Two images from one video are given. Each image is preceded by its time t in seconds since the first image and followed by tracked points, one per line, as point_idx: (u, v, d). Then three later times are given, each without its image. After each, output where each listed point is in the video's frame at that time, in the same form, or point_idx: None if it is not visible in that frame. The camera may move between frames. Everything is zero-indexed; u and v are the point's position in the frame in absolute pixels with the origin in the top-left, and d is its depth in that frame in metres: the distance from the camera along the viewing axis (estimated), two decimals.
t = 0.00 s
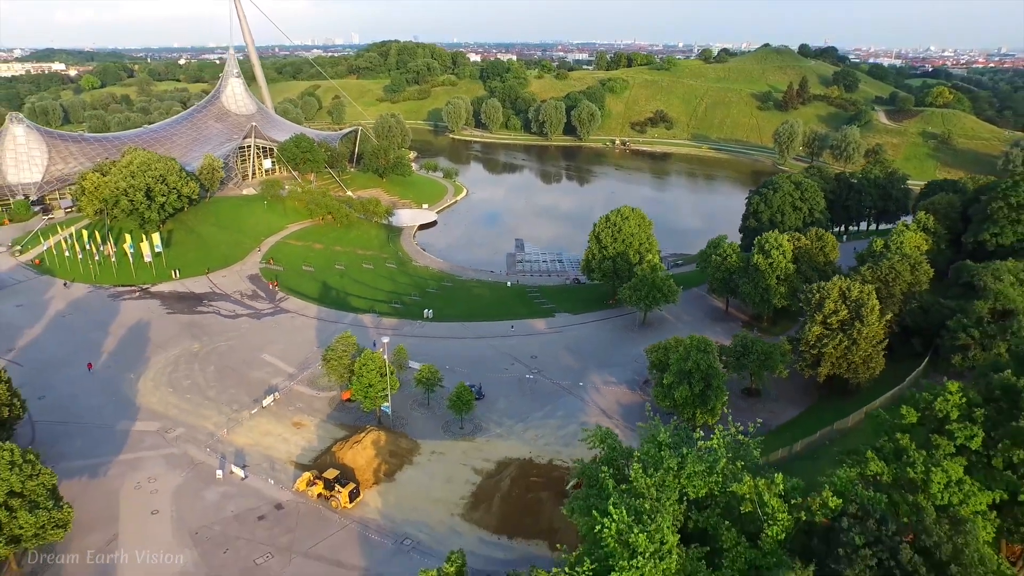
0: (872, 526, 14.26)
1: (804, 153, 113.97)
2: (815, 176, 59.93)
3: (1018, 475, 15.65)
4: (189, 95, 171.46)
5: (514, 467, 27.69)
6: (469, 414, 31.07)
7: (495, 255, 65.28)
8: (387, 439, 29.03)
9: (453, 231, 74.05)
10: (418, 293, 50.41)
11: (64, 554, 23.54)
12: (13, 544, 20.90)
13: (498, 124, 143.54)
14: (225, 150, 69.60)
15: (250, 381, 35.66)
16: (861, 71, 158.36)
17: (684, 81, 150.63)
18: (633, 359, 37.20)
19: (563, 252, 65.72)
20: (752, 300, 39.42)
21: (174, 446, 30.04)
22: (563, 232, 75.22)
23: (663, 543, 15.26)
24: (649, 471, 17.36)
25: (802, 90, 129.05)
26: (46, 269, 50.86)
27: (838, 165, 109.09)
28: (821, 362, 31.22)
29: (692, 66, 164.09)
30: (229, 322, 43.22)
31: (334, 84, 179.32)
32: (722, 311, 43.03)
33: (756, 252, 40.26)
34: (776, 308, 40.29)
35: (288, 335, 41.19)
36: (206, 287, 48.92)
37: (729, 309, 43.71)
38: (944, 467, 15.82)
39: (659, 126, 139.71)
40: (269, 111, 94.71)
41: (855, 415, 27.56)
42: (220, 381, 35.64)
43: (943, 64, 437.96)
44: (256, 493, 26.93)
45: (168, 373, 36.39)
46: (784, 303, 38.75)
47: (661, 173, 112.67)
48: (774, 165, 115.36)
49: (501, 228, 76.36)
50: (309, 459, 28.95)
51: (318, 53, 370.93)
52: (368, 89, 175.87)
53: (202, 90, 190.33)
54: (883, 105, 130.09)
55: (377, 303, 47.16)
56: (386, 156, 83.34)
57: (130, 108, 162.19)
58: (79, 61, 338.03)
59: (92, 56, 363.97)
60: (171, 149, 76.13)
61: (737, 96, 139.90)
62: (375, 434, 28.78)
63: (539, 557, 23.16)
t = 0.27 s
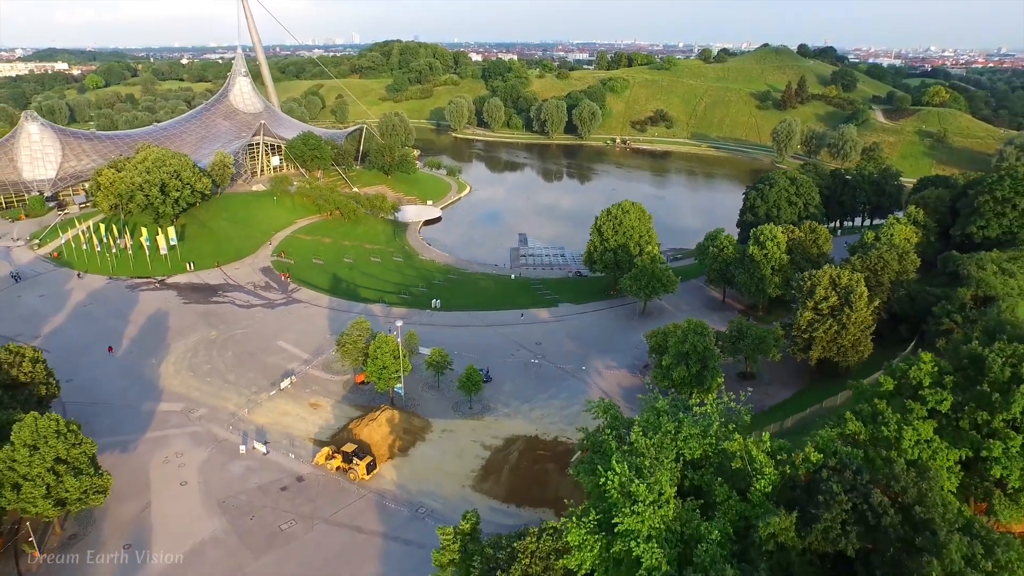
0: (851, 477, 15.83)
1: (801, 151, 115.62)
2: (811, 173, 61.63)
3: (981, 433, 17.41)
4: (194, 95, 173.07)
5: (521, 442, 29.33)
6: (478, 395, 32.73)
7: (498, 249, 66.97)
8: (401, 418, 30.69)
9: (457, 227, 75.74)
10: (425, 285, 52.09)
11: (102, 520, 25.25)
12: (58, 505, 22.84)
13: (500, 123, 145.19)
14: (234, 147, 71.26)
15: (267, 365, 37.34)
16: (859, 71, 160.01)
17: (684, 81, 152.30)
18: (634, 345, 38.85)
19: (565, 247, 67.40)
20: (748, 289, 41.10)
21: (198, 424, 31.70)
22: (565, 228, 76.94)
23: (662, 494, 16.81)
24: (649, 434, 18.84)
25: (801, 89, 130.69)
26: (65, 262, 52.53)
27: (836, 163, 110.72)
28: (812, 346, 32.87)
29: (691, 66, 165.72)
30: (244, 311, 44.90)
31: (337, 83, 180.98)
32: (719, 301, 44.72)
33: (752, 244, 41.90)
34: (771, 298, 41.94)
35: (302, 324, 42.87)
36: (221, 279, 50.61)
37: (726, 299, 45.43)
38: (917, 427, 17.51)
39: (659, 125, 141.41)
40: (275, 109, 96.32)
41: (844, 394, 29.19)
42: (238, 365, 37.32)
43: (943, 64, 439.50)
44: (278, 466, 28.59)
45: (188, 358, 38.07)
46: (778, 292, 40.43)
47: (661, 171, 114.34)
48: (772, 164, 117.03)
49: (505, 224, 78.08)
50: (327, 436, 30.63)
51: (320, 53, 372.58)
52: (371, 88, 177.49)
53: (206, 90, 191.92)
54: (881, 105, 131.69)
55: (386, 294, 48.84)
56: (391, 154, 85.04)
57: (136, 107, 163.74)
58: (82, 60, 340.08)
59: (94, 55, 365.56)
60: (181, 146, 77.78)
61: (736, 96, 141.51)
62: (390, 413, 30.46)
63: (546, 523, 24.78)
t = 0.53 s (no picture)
0: (832, 436, 17.49)
1: (799, 150, 117.28)
2: (806, 169, 63.28)
3: (952, 400, 19.32)
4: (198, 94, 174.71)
5: (528, 421, 30.95)
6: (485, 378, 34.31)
7: (502, 244, 68.65)
8: (413, 398, 32.30)
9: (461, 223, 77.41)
10: (432, 277, 53.73)
11: (135, 490, 26.95)
12: (96, 474, 24.63)
13: (501, 122, 146.87)
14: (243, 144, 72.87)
15: (283, 352, 38.97)
16: (857, 71, 161.71)
17: (683, 80, 154.01)
18: (634, 333, 40.52)
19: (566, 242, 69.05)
20: (744, 280, 42.72)
21: (220, 405, 33.32)
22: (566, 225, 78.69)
23: (661, 453, 18.40)
24: (649, 403, 20.38)
25: (799, 89, 132.39)
26: (82, 255, 54.15)
27: (833, 161, 112.40)
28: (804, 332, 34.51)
29: (691, 66, 167.39)
30: (258, 301, 46.54)
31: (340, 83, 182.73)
32: (717, 292, 46.37)
33: (748, 236, 43.49)
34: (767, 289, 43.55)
35: (314, 313, 44.49)
36: (234, 271, 52.24)
37: (723, 290, 47.11)
38: (892, 395, 19.36)
39: (659, 124, 143.12)
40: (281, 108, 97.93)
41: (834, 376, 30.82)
42: (255, 351, 38.94)
43: (941, 65, 441.45)
44: (298, 443, 30.19)
45: (207, 345, 39.69)
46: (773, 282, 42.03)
47: (661, 170, 116.06)
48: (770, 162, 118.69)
49: (508, 221, 79.78)
50: (342, 416, 32.25)
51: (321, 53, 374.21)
52: (374, 88, 179.20)
53: (210, 89, 193.58)
54: (878, 104, 133.35)
55: (394, 285, 50.45)
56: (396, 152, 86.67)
57: (141, 106, 165.40)
58: (85, 59, 341.98)
59: (97, 55, 367.47)
60: (191, 144, 79.43)
61: (735, 95, 143.14)
62: (403, 393, 32.06)
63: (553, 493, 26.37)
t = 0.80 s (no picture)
0: (816, 401, 19.11)
1: (797, 148, 118.91)
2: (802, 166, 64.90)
3: (928, 372, 22.13)
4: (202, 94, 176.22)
5: (534, 401, 32.63)
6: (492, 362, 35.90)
7: (505, 240, 70.33)
8: (424, 381, 33.91)
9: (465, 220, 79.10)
10: (438, 270, 55.35)
11: (164, 464, 28.57)
12: (131, 447, 26.26)
13: (503, 121, 148.44)
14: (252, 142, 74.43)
15: (297, 339, 40.59)
16: (855, 71, 163.30)
17: (683, 80, 155.63)
18: (635, 321, 42.26)
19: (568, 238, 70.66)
20: (741, 271, 44.37)
21: (239, 388, 34.93)
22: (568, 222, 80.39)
23: (660, 420, 19.99)
24: (649, 375, 22.00)
25: (797, 89, 133.98)
26: (99, 248, 55.72)
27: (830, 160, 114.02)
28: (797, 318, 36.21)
29: (691, 66, 169.00)
30: (271, 292, 48.15)
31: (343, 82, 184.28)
32: (715, 284, 48.06)
33: (744, 229, 45.09)
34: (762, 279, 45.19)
35: (326, 303, 46.11)
36: (246, 264, 53.85)
37: (721, 281, 48.75)
38: (873, 368, 21.81)
39: (659, 124, 144.73)
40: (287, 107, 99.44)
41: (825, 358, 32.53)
42: (271, 338, 40.55)
43: (940, 65, 443.08)
44: (316, 422, 31.80)
45: (224, 333, 41.30)
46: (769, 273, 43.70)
47: (660, 168, 117.69)
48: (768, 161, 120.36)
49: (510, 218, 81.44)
50: (357, 397, 33.88)
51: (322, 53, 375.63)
52: (377, 87, 180.79)
53: (213, 88, 195.08)
54: (875, 104, 134.97)
55: (402, 278, 52.06)
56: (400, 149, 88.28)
57: (146, 105, 166.91)
58: (87, 58, 343.62)
59: (99, 55, 369.32)
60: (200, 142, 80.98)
61: (734, 95, 144.73)
62: (414, 376, 33.68)
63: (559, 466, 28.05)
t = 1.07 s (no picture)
0: (804, 371, 20.74)
1: (795, 147, 120.46)
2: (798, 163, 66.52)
3: (907, 348, 24.60)
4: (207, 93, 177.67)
5: (540, 383, 34.28)
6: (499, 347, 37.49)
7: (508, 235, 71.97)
8: (434, 365, 35.50)
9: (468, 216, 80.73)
10: (444, 263, 56.94)
11: (189, 441, 30.13)
12: (160, 422, 27.76)
13: (504, 120, 149.99)
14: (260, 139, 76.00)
15: (311, 326, 42.18)
16: (853, 71, 164.86)
17: (683, 79, 157.21)
18: (636, 309, 43.91)
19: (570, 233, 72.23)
20: (738, 262, 45.96)
21: (257, 372, 36.52)
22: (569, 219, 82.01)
23: (659, 390, 21.59)
24: (649, 352, 23.63)
25: (796, 88, 135.53)
26: (114, 242, 57.27)
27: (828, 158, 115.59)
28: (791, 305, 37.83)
29: (690, 65, 170.57)
30: (283, 283, 49.75)
31: (346, 81, 185.81)
32: (713, 275, 49.68)
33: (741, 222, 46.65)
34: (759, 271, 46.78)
35: (337, 294, 47.71)
36: (257, 257, 55.43)
37: (719, 273, 50.34)
38: (857, 343, 24.07)
39: (659, 122, 146.27)
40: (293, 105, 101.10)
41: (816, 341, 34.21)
42: (285, 326, 42.14)
43: (939, 65, 444.51)
44: (332, 403, 33.39)
45: (239, 321, 42.87)
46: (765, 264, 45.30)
47: (660, 166, 119.24)
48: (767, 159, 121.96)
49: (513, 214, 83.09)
50: (370, 380, 35.50)
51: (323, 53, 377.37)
52: (379, 86, 182.37)
53: (217, 87, 196.65)
54: (872, 102, 136.52)
55: (409, 270, 53.65)
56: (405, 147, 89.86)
57: (151, 104, 168.38)
58: (90, 57, 345.13)
59: (102, 55, 371.06)
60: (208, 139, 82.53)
61: (733, 94, 146.38)
62: (425, 360, 35.27)
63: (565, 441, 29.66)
